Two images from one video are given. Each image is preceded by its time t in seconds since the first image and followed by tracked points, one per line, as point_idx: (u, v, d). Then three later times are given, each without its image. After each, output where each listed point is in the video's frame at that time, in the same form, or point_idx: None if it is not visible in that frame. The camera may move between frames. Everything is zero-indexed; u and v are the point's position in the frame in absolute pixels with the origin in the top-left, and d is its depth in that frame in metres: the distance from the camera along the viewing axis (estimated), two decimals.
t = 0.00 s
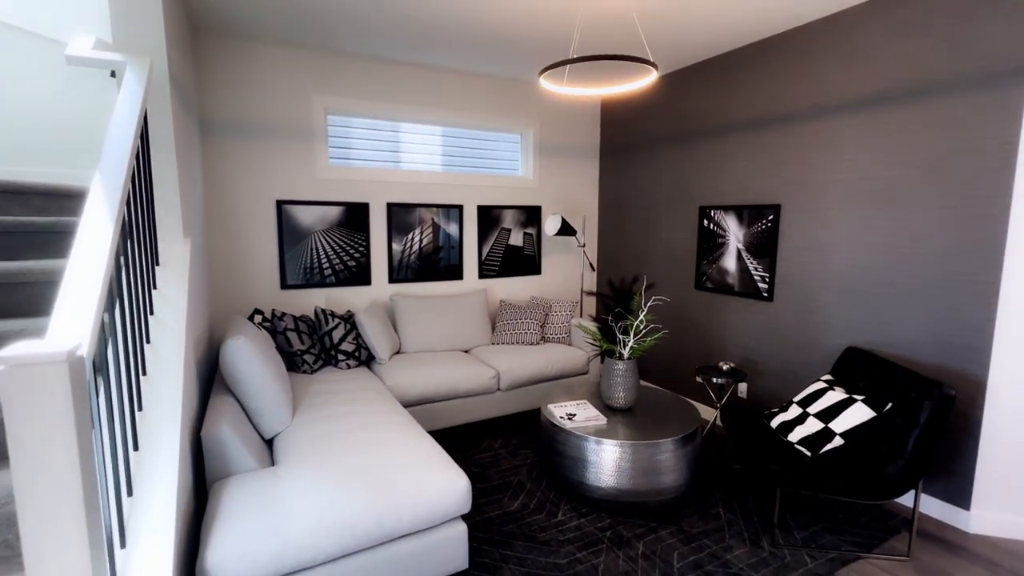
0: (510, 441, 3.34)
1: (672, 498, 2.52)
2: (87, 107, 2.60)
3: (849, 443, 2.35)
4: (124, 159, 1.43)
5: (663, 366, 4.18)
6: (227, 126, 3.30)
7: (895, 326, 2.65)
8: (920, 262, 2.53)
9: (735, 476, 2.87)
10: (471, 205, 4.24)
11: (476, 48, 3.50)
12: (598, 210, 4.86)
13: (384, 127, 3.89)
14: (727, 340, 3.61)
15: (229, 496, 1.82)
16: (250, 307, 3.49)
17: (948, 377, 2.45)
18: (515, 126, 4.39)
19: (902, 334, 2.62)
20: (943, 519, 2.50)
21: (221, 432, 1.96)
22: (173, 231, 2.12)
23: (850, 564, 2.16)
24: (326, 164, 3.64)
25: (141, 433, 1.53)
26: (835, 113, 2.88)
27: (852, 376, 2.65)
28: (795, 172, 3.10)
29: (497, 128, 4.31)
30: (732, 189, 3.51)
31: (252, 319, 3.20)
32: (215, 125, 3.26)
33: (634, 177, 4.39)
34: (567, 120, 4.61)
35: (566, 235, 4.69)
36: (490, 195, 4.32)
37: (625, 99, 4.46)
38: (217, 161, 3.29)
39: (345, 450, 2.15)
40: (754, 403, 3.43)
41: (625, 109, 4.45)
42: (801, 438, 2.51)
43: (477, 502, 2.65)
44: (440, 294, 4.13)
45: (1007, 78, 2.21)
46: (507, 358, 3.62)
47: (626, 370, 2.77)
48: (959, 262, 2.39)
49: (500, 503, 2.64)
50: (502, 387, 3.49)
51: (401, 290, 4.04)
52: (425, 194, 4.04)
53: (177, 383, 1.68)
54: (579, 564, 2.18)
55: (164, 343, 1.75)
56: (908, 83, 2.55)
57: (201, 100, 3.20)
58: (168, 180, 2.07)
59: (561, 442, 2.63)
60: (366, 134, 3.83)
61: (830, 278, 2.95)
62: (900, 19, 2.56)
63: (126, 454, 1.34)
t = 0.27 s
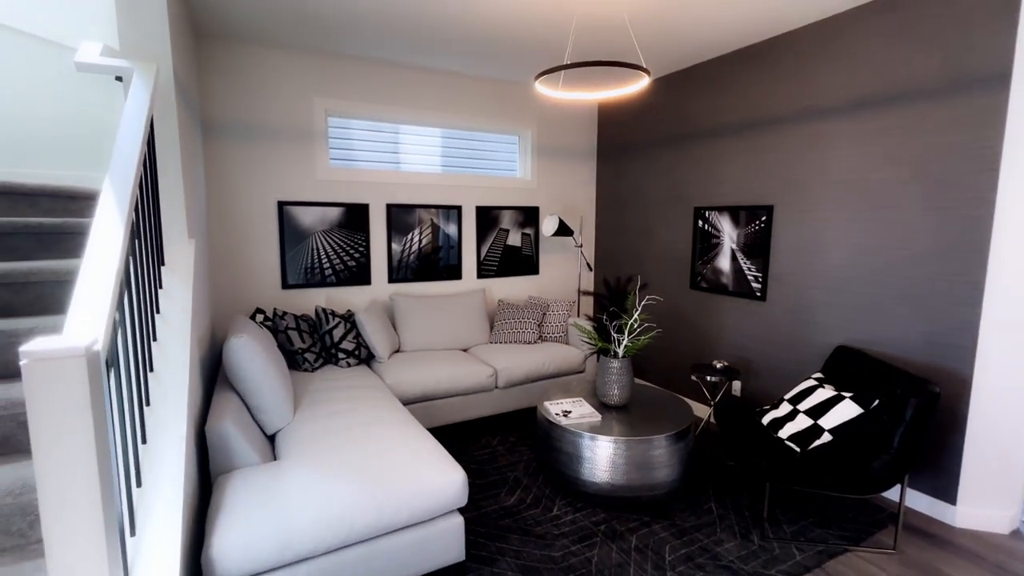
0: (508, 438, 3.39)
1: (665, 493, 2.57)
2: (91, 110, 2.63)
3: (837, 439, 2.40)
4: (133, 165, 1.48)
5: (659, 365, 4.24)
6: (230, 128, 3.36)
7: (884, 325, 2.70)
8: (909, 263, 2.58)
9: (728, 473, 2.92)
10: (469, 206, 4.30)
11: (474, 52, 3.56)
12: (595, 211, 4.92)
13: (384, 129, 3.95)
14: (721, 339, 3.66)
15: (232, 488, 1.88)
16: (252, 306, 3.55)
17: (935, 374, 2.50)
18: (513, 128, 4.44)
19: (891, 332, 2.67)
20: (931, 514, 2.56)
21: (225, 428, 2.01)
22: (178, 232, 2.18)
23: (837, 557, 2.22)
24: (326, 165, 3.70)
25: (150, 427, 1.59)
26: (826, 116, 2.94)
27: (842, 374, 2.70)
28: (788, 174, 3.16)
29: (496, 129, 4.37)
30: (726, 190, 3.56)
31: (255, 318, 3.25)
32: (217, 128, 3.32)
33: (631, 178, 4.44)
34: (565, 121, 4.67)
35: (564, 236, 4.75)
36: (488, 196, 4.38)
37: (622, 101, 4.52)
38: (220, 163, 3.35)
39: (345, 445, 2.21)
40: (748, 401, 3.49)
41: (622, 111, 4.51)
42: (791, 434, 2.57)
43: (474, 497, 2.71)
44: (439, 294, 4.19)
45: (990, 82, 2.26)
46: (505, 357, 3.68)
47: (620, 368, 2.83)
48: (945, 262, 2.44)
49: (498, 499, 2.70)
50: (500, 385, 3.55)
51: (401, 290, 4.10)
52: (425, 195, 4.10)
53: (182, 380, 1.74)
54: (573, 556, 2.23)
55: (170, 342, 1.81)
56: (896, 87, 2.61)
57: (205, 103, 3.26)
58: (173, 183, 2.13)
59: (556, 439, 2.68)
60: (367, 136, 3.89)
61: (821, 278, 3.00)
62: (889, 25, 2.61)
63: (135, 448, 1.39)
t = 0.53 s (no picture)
0: (504, 435, 3.44)
1: (658, 488, 2.63)
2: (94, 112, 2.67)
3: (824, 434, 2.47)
4: (139, 169, 1.51)
5: (653, 363, 4.29)
6: (229, 129, 3.40)
7: (871, 323, 2.76)
8: (895, 262, 2.64)
9: (720, 469, 2.98)
10: (466, 207, 4.35)
11: (470, 54, 3.61)
12: (590, 211, 4.97)
13: (381, 130, 3.99)
14: (714, 338, 3.72)
15: (234, 482, 1.93)
16: (251, 305, 3.59)
17: (920, 371, 2.56)
18: (509, 130, 4.49)
19: (878, 330, 2.74)
20: (916, 507, 2.62)
21: (226, 424, 2.06)
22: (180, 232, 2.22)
23: (824, 549, 2.28)
24: (325, 166, 3.74)
25: (154, 422, 1.63)
26: (815, 119, 3.00)
27: (830, 371, 2.76)
28: (778, 175, 3.22)
29: (492, 131, 4.42)
30: (719, 191, 3.62)
31: (254, 317, 3.30)
32: (216, 129, 3.35)
33: (626, 179, 4.50)
34: (561, 123, 4.72)
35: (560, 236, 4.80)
36: (484, 196, 4.43)
37: (617, 103, 4.58)
38: (219, 164, 3.39)
39: (343, 441, 2.26)
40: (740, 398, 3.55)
41: (616, 113, 4.56)
42: (781, 430, 2.63)
43: (471, 493, 2.76)
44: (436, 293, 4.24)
45: (972, 87, 2.32)
46: (501, 355, 3.73)
47: (613, 366, 2.89)
48: (929, 262, 2.50)
49: (494, 494, 2.74)
50: (496, 383, 3.60)
51: (398, 290, 4.14)
52: (422, 196, 4.15)
53: (185, 377, 1.78)
54: (567, 549, 2.28)
55: (173, 339, 1.85)
56: (883, 90, 2.67)
57: (204, 105, 3.30)
58: (174, 184, 2.17)
59: (551, 435, 2.73)
60: (364, 137, 3.93)
61: (811, 277, 3.06)
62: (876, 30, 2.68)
63: (141, 443, 1.43)
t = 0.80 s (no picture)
0: (498, 433, 3.48)
1: (649, 483, 2.68)
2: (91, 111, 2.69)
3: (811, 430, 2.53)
4: (139, 170, 1.54)
5: (646, 361, 4.35)
6: (225, 129, 3.42)
7: (857, 322, 2.82)
8: (880, 261, 2.71)
9: (711, 465, 3.03)
10: (461, 207, 4.38)
11: (465, 56, 3.65)
12: (584, 211, 5.02)
13: (377, 131, 4.03)
14: (705, 336, 3.78)
15: (232, 478, 1.96)
16: (247, 305, 3.62)
17: (905, 368, 2.63)
18: (504, 131, 4.53)
19: (864, 328, 2.80)
20: (901, 501, 2.68)
21: (223, 420, 2.09)
22: (177, 233, 2.25)
23: (811, 541, 2.33)
24: (320, 166, 3.77)
25: (154, 418, 1.66)
26: (803, 121, 3.06)
27: (818, 368, 2.83)
28: (768, 176, 3.27)
29: (487, 132, 4.46)
30: (710, 191, 3.67)
31: (251, 316, 3.32)
32: (212, 129, 3.37)
33: (619, 180, 4.55)
34: (555, 124, 4.77)
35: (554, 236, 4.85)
36: (479, 196, 4.46)
37: (610, 104, 4.62)
38: (215, 163, 3.41)
39: (340, 437, 2.29)
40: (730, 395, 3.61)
41: (609, 114, 4.61)
42: (769, 426, 2.69)
43: (466, 489, 2.80)
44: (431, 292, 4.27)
45: (954, 90, 2.38)
46: (496, 354, 3.77)
47: (606, 363, 2.94)
48: (913, 261, 2.57)
49: (488, 490, 2.78)
50: (491, 381, 3.64)
51: (394, 289, 4.17)
52: (417, 196, 4.18)
53: (184, 375, 1.81)
54: (560, 543, 2.33)
55: (172, 337, 1.88)
56: (868, 94, 2.73)
57: (201, 105, 3.32)
58: (172, 184, 2.20)
59: (545, 432, 2.77)
60: (360, 137, 3.96)
61: (799, 277, 3.12)
62: (862, 35, 2.74)
63: (142, 438, 1.46)
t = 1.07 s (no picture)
0: (495, 431, 3.51)
1: (644, 479, 2.71)
2: (88, 110, 2.69)
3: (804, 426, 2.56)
4: (139, 169, 1.54)
5: (641, 360, 4.39)
6: (222, 129, 3.43)
7: (849, 320, 2.87)
8: (871, 260, 2.75)
9: (705, 462, 3.06)
10: (457, 207, 4.40)
11: (461, 56, 3.67)
12: (580, 211, 5.06)
13: (374, 131, 4.04)
14: (700, 334, 3.82)
15: (232, 475, 1.98)
16: (244, 304, 3.63)
17: (895, 365, 2.67)
18: (500, 131, 4.56)
19: (855, 326, 2.84)
20: (892, 496, 2.73)
21: (223, 418, 2.11)
22: (176, 232, 2.26)
23: (803, 536, 2.37)
24: (317, 166, 3.78)
25: (154, 416, 1.68)
26: (796, 122, 3.10)
27: (810, 366, 2.87)
28: (761, 177, 3.31)
29: (483, 132, 4.48)
30: (705, 191, 3.71)
31: (248, 315, 3.33)
32: (210, 129, 3.38)
33: (614, 180, 4.59)
34: (551, 124, 4.79)
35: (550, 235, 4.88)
36: (476, 196, 4.48)
37: (605, 105, 4.66)
38: (212, 163, 3.41)
39: (338, 435, 2.31)
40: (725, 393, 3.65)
41: (605, 115, 4.64)
42: (763, 422, 2.71)
43: (463, 486, 2.82)
44: (428, 292, 4.29)
45: (943, 92, 2.43)
46: (493, 353, 3.80)
47: (601, 361, 2.97)
48: (903, 260, 2.61)
49: (485, 487, 2.81)
50: (488, 379, 3.66)
51: (391, 288, 4.19)
52: (414, 195, 4.20)
53: (184, 373, 1.83)
54: (557, 539, 2.36)
55: (172, 336, 1.90)
56: (860, 95, 2.77)
57: (198, 104, 3.32)
58: (170, 184, 2.21)
59: (542, 429, 2.80)
60: (357, 137, 3.98)
61: (792, 276, 3.16)
62: (853, 37, 2.78)
63: (144, 435, 1.48)
